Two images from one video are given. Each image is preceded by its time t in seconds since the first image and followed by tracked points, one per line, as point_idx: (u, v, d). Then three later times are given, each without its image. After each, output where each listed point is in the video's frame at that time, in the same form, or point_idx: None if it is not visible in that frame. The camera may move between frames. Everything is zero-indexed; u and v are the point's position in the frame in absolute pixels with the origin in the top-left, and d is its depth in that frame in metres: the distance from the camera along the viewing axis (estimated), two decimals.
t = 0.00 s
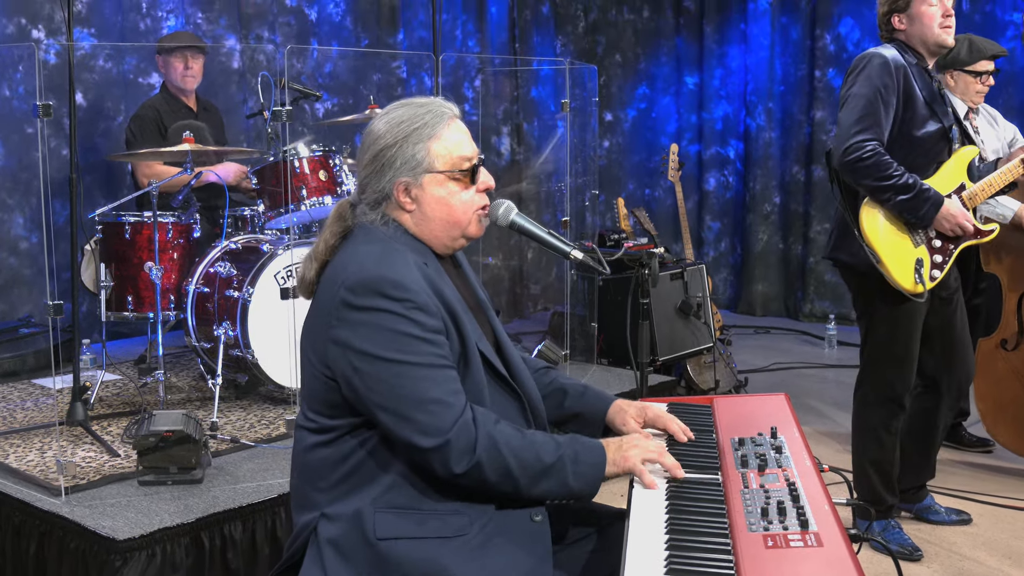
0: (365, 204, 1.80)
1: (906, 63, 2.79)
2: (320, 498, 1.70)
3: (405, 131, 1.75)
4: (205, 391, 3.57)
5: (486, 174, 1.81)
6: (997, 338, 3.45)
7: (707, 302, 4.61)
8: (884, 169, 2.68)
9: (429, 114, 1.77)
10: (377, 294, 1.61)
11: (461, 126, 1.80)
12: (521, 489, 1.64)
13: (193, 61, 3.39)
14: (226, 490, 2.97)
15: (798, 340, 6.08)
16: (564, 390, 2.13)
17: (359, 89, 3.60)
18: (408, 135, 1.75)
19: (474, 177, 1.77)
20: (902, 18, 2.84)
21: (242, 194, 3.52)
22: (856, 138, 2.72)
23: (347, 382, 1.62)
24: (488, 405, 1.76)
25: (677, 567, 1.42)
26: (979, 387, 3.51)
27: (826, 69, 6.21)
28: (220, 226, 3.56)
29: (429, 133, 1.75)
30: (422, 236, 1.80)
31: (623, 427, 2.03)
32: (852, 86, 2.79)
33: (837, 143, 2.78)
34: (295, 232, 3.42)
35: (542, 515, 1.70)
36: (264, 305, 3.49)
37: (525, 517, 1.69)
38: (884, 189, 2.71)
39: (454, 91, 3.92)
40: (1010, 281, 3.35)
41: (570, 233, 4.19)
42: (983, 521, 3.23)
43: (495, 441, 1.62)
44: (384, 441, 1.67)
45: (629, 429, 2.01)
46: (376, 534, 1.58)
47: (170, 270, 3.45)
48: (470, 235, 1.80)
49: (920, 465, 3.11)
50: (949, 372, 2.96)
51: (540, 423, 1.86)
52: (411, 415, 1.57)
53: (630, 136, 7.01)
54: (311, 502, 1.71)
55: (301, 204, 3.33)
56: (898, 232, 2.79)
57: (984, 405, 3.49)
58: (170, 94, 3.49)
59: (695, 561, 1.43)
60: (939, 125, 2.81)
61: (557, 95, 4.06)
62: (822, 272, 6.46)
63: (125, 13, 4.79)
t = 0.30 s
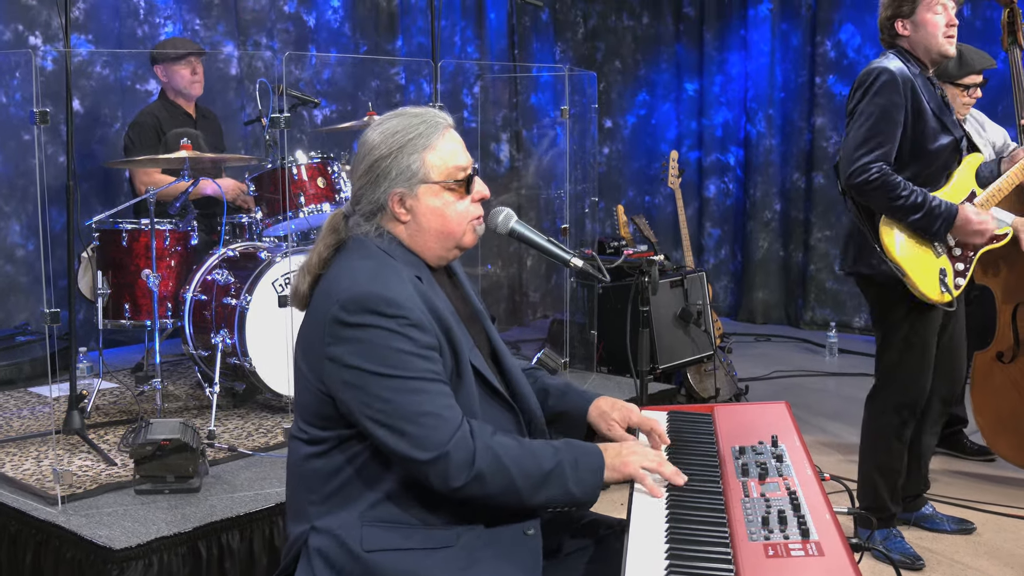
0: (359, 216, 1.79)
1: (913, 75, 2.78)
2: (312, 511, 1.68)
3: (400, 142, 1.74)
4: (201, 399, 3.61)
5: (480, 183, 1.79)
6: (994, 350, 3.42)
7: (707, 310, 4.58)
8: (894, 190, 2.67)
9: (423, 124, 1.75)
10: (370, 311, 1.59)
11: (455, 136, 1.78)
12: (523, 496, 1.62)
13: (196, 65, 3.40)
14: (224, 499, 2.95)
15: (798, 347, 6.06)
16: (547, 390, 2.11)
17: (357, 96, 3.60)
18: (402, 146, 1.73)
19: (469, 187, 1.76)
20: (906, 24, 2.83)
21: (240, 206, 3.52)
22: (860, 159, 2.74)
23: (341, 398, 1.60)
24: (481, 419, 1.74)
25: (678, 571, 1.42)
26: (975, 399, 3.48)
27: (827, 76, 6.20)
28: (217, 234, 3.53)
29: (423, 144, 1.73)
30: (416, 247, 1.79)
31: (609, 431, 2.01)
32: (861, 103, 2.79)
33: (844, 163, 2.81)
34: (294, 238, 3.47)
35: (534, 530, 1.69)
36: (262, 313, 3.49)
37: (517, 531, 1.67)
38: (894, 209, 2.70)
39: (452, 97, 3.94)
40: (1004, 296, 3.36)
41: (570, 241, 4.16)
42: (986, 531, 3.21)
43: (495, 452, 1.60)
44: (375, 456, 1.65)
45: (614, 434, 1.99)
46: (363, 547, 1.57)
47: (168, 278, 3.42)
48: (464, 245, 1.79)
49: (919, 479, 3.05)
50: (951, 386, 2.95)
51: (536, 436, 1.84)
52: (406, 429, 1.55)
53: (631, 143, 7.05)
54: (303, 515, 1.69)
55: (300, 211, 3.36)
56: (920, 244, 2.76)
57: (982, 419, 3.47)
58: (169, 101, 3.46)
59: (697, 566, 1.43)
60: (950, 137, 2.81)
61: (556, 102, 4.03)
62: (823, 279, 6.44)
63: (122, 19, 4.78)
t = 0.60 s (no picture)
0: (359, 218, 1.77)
1: (916, 83, 2.76)
2: (312, 525, 1.66)
3: (419, 147, 1.71)
4: (200, 407, 3.63)
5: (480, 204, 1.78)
6: (992, 362, 3.40)
7: (708, 317, 4.56)
8: (900, 201, 2.69)
9: (442, 135, 1.73)
10: (363, 320, 1.57)
11: (467, 150, 1.77)
12: (524, 504, 1.61)
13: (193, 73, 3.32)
14: (222, 508, 2.92)
15: (800, 355, 6.04)
16: (555, 399, 2.07)
17: (356, 103, 3.61)
18: (421, 152, 1.71)
19: (472, 206, 1.75)
20: (908, 29, 2.82)
21: (239, 213, 3.47)
22: (867, 173, 2.76)
23: (334, 407, 1.58)
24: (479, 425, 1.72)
25: None
26: (976, 410, 3.46)
27: (828, 82, 6.20)
28: (215, 241, 3.53)
29: (441, 154, 1.72)
30: (412, 255, 1.77)
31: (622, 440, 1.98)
32: (864, 117, 2.79)
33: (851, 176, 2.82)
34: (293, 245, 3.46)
35: (532, 540, 1.66)
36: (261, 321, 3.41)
37: (514, 543, 1.65)
38: (901, 219, 2.71)
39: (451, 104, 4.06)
40: (999, 304, 3.33)
41: (571, 247, 4.14)
42: (989, 539, 3.18)
43: (496, 459, 1.60)
44: (375, 467, 1.63)
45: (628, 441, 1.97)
46: (362, 558, 1.55)
47: (166, 285, 3.43)
48: (455, 260, 1.79)
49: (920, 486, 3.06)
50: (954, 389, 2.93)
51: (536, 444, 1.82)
52: (406, 438, 1.54)
53: (631, 149, 7.01)
54: (302, 529, 1.68)
55: (299, 217, 3.32)
56: (929, 254, 2.75)
57: (983, 430, 3.45)
58: (166, 108, 3.42)
59: None
60: (955, 144, 2.79)
61: (557, 108, 4.02)
62: (825, 286, 6.43)
63: (121, 25, 4.78)
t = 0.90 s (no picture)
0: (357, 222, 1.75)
1: (910, 103, 2.78)
2: (307, 531, 1.64)
3: (423, 155, 1.69)
4: (199, 414, 3.56)
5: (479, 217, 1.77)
6: (997, 367, 3.39)
7: (710, 323, 4.52)
8: (886, 219, 2.74)
9: (448, 146, 1.72)
10: (359, 317, 1.56)
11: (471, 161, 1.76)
12: (520, 502, 1.59)
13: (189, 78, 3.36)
14: (220, 517, 2.90)
15: (802, 363, 6.01)
16: (557, 416, 2.04)
17: (356, 109, 3.61)
18: (426, 160, 1.69)
19: (472, 218, 1.74)
20: (918, 43, 2.81)
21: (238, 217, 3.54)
22: (856, 195, 2.82)
23: (327, 404, 1.56)
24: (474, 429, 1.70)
25: None
26: (980, 417, 3.44)
27: (830, 88, 6.19)
28: (214, 248, 3.54)
29: (446, 163, 1.70)
30: (409, 263, 1.75)
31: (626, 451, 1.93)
32: (857, 135, 2.84)
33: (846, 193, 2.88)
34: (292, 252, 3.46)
35: (527, 544, 1.65)
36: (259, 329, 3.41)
37: (509, 546, 1.64)
38: (889, 237, 2.75)
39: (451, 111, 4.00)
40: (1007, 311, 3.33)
41: (572, 255, 4.10)
42: (993, 548, 3.15)
43: (493, 458, 1.58)
44: (372, 467, 1.61)
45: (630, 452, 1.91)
46: (357, 566, 1.54)
47: (164, 292, 3.40)
48: (450, 269, 1.77)
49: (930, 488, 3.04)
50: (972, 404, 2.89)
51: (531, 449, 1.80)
52: (400, 436, 1.52)
53: (631, 156, 7.01)
54: (297, 536, 1.65)
55: (298, 224, 3.30)
56: (922, 269, 2.75)
57: (988, 438, 3.43)
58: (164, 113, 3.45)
59: None
60: (948, 164, 2.78)
61: (558, 115, 3.96)
62: (827, 293, 6.41)
63: (119, 32, 4.78)
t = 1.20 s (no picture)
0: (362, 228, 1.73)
1: (916, 97, 2.76)
2: (310, 537, 1.62)
3: (425, 161, 1.68)
4: (196, 422, 3.46)
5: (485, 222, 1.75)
6: (1004, 371, 3.36)
7: (711, 331, 4.51)
8: (880, 211, 2.74)
9: (450, 151, 1.70)
10: (368, 324, 1.54)
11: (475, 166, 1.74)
12: (521, 521, 1.57)
13: (193, 86, 3.41)
14: (219, 526, 2.87)
15: (805, 370, 5.99)
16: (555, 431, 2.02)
17: (355, 115, 3.60)
18: (428, 166, 1.68)
19: (476, 222, 1.71)
20: (917, 53, 2.81)
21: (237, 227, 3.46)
22: (851, 185, 2.82)
23: (333, 410, 1.54)
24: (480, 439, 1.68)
25: None
26: (988, 422, 3.41)
27: (832, 94, 6.18)
28: (213, 254, 3.46)
29: (449, 170, 1.69)
30: (415, 268, 1.73)
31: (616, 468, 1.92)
32: (859, 126, 2.81)
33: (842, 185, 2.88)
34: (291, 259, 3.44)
35: (535, 555, 1.61)
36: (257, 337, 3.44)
37: (515, 556, 1.60)
38: (881, 230, 2.76)
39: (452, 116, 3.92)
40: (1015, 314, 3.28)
41: (572, 261, 4.09)
42: (997, 558, 3.13)
43: (493, 472, 1.55)
44: (375, 474, 1.59)
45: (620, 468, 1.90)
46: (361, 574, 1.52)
47: (162, 299, 3.35)
48: (458, 274, 1.74)
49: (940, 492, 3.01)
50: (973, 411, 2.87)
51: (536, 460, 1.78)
52: (404, 445, 1.50)
53: (632, 162, 6.99)
54: (300, 542, 1.63)
55: (297, 231, 3.31)
56: (913, 268, 2.76)
57: (994, 443, 3.40)
58: (160, 119, 3.41)
59: None
60: (945, 163, 2.76)
61: (557, 120, 3.97)
62: (829, 301, 6.39)
63: (117, 37, 4.77)
